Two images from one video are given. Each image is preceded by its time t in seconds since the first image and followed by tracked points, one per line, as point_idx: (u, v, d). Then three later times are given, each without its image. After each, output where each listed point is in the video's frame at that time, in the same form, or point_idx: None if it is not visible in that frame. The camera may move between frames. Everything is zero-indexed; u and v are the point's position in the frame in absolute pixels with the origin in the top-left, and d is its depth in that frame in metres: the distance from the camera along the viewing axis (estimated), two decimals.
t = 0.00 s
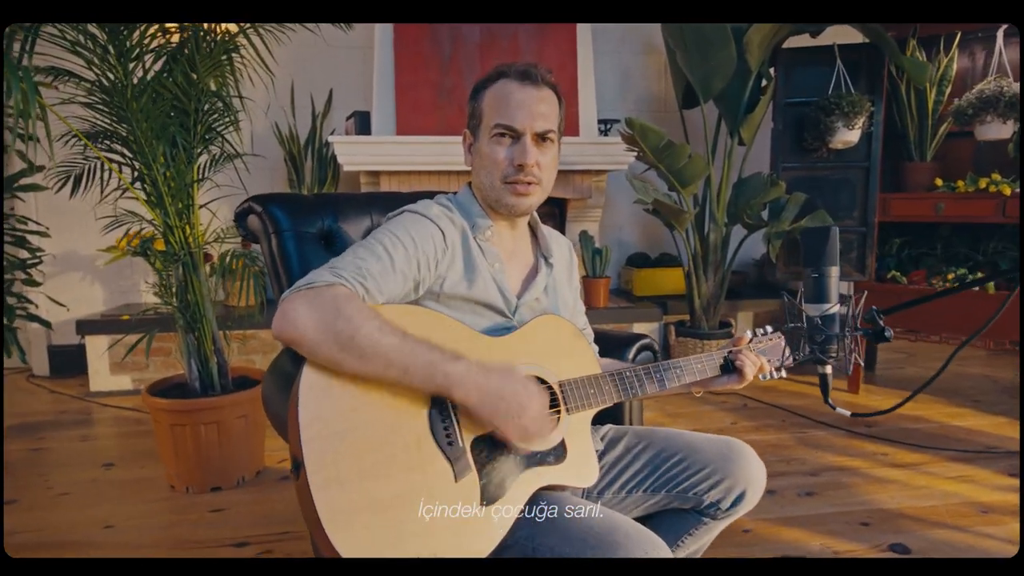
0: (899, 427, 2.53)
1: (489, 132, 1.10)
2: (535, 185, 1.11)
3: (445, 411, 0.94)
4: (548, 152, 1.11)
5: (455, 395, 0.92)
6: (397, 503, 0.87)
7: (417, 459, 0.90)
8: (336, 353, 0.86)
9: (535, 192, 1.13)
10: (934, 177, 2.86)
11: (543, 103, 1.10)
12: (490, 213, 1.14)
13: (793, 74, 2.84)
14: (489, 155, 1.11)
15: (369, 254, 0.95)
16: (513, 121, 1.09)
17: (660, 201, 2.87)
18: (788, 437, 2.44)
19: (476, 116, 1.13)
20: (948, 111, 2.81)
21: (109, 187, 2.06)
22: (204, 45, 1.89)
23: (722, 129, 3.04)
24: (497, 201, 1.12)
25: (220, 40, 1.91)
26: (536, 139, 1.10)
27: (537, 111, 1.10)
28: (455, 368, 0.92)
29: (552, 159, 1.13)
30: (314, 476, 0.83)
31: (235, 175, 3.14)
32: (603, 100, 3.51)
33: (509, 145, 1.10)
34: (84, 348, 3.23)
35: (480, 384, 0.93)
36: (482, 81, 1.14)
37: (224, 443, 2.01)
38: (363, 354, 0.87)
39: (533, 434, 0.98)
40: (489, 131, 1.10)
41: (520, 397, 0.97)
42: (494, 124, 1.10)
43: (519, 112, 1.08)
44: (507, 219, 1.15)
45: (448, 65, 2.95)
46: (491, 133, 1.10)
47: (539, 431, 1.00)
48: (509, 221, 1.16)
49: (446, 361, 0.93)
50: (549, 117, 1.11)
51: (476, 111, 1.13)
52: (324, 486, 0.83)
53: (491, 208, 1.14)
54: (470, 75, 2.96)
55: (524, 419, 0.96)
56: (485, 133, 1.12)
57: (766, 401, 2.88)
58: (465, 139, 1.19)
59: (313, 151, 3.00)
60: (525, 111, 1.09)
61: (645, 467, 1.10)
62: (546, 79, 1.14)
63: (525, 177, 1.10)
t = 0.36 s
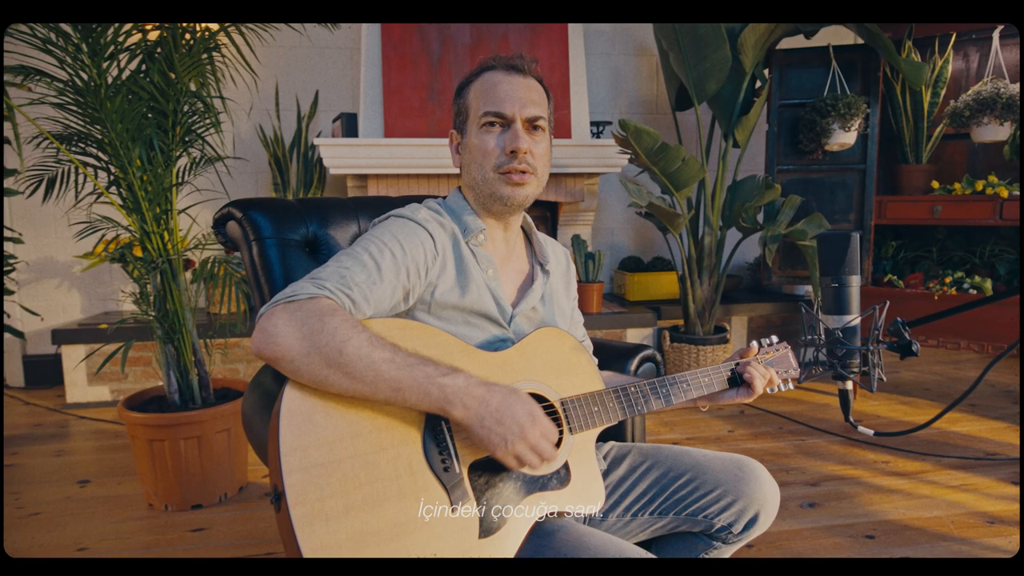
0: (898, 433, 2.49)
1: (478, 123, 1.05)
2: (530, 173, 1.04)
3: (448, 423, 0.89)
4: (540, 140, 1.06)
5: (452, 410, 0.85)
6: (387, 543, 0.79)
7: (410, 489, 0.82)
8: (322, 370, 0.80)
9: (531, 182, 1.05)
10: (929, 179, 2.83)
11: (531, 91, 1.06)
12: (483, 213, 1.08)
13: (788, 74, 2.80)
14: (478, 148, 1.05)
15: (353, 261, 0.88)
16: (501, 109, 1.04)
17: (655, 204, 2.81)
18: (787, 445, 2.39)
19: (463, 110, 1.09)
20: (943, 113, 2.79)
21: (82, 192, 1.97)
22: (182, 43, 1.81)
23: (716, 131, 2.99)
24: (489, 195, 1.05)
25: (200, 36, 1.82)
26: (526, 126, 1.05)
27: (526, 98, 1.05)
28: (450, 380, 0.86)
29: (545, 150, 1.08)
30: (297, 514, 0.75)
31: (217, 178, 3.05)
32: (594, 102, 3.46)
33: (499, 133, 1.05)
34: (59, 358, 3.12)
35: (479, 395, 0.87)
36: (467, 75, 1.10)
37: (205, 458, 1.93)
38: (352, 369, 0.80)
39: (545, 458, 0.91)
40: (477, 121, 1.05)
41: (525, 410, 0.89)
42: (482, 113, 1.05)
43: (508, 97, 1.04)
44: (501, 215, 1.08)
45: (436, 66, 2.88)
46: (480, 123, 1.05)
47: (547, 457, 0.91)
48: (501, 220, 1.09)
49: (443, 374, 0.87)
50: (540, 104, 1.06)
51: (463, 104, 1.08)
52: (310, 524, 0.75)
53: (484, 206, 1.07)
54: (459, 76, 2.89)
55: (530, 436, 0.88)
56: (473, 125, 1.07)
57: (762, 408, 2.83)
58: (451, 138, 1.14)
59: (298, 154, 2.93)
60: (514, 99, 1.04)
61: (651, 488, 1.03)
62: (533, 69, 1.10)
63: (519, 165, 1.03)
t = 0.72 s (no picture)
0: (899, 436, 2.45)
1: (477, 114, 1.01)
2: (537, 161, 0.98)
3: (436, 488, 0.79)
4: (544, 128, 1.02)
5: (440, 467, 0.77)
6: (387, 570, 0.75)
7: (407, 514, 0.76)
8: (304, 403, 0.74)
9: (540, 171, 1.00)
10: (926, 178, 2.81)
11: (530, 79, 1.02)
12: (489, 213, 1.02)
13: (784, 72, 2.76)
14: (480, 140, 1.00)
15: (346, 266, 0.82)
16: (501, 97, 1.00)
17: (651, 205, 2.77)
18: (787, 449, 2.35)
19: (461, 104, 1.04)
20: (940, 111, 2.77)
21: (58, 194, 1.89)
22: (162, 38, 1.73)
23: (710, 129, 2.95)
24: (496, 187, 0.99)
25: (180, 32, 1.74)
26: (529, 113, 1.01)
27: (526, 86, 1.01)
28: (444, 433, 0.78)
29: (550, 140, 1.03)
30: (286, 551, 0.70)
31: (201, 180, 2.96)
32: (587, 101, 3.41)
33: (501, 122, 1.00)
34: (37, 366, 3.01)
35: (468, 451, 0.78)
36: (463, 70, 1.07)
37: (189, 471, 1.85)
38: (335, 410, 0.74)
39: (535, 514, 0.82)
40: (476, 111, 1.01)
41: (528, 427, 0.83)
42: (482, 103, 1.01)
43: (507, 84, 1.00)
44: (508, 211, 1.02)
45: (427, 65, 2.81)
46: (480, 113, 1.00)
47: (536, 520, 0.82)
48: (508, 217, 1.03)
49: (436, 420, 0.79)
50: (541, 92, 1.03)
51: (460, 98, 1.04)
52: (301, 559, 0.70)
53: (490, 201, 1.01)
54: (450, 74, 2.82)
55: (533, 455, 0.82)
56: (473, 118, 1.03)
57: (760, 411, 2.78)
58: (449, 139, 1.09)
59: (285, 154, 2.85)
60: (513, 87, 1.00)
61: (662, 505, 0.98)
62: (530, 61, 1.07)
63: (525, 152, 0.98)
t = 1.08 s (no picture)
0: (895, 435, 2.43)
1: (491, 109, 0.96)
2: (554, 163, 0.95)
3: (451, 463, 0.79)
4: (562, 127, 0.98)
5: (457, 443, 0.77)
6: None
7: (404, 533, 0.73)
8: (296, 407, 0.71)
9: (556, 173, 0.96)
10: (921, 175, 2.79)
11: (549, 72, 0.98)
12: (498, 215, 0.98)
13: (778, 68, 2.73)
14: (493, 138, 0.96)
15: (341, 271, 0.77)
16: (518, 92, 0.95)
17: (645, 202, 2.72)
18: (783, 449, 2.32)
19: (473, 97, 0.99)
20: (935, 107, 2.76)
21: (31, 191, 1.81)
22: (140, 28, 1.66)
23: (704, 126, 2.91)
24: (509, 188, 0.95)
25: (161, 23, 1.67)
26: (548, 109, 0.96)
27: (544, 80, 0.97)
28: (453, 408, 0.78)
29: (567, 140, 0.99)
30: None
31: (182, 177, 2.88)
32: (579, 97, 3.36)
33: (516, 119, 0.96)
34: (13, 370, 2.91)
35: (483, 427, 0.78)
36: (474, 57, 1.02)
37: (171, 480, 1.78)
38: (333, 407, 0.71)
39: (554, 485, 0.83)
40: (491, 106, 0.96)
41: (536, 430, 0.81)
42: (496, 98, 0.96)
43: (525, 77, 0.96)
44: (518, 215, 0.98)
45: (416, 60, 2.74)
46: (495, 107, 0.96)
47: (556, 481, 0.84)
48: (520, 221, 1.00)
49: (446, 399, 0.78)
50: (559, 86, 0.98)
51: (473, 91, 0.99)
52: None
53: (501, 203, 0.97)
54: (440, 68, 2.76)
55: (534, 464, 0.80)
56: (486, 113, 0.98)
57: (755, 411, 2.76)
58: (456, 132, 1.05)
59: (270, 151, 2.78)
60: (531, 81, 0.96)
61: (672, 515, 1.01)
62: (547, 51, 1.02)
63: (542, 154, 0.94)
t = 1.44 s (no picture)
0: (892, 436, 2.42)
1: (509, 125, 0.92)
2: (564, 196, 0.93)
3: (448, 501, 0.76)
4: (580, 155, 0.94)
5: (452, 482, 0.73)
6: None
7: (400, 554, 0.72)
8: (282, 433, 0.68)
9: (565, 205, 0.95)
10: (916, 174, 2.79)
11: (575, 90, 0.93)
12: (501, 228, 0.96)
13: (773, 66, 2.71)
14: (506, 157, 0.93)
15: (338, 280, 0.74)
16: (539, 114, 0.91)
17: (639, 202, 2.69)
18: (781, 451, 2.30)
19: (492, 104, 0.95)
20: (930, 106, 2.76)
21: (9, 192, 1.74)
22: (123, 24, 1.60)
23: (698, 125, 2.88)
24: (515, 213, 0.93)
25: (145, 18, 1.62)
26: (568, 136, 0.93)
27: (568, 102, 0.92)
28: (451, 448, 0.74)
29: (583, 166, 0.96)
30: None
31: (168, 177, 2.82)
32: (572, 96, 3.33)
33: (534, 142, 0.92)
34: None
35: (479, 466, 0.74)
36: (497, 55, 0.96)
37: (158, 489, 1.73)
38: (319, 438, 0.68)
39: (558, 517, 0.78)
40: (509, 122, 0.92)
41: (541, 438, 0.79)
42: (516, 116, 0.92)
43: (548, 99, 0.91)
44: (522, 236, 0.97)
45: (408, 58, 2.68)
46: (513, 126, 0.92)
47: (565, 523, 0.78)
48: (524, 241, 0.98)
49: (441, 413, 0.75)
50: (583, 107, 0.94)
51: (493, 96, 0.95)
52: None
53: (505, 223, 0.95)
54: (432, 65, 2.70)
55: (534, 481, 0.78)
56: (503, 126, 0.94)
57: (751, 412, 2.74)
58: (467, 130, 1.01)
59: (259, 151, 2.73)
60: (554, 102, 0.91)
61: (683, 528, 1.01)
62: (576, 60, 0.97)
63: (554, 185, 0.92)
